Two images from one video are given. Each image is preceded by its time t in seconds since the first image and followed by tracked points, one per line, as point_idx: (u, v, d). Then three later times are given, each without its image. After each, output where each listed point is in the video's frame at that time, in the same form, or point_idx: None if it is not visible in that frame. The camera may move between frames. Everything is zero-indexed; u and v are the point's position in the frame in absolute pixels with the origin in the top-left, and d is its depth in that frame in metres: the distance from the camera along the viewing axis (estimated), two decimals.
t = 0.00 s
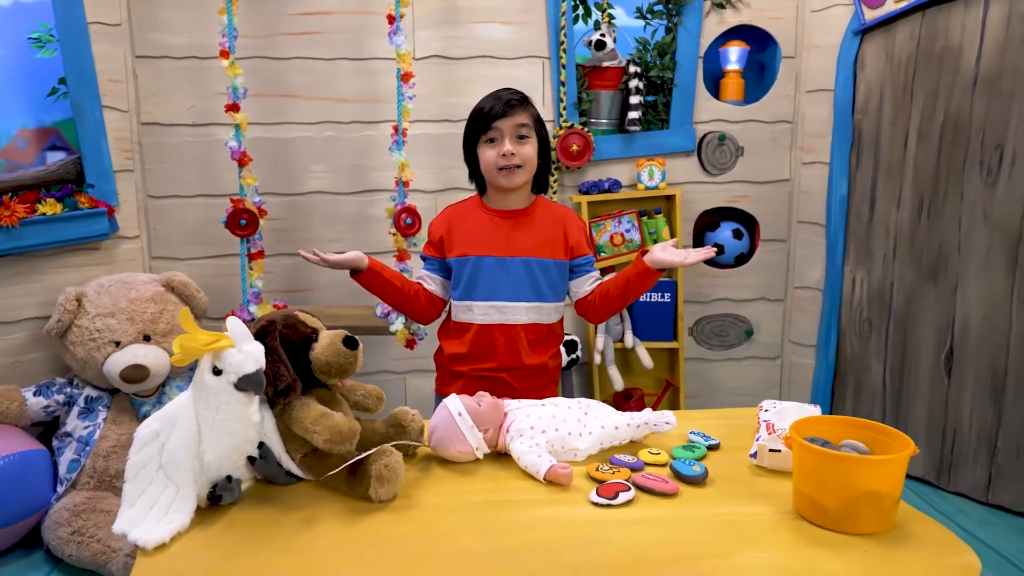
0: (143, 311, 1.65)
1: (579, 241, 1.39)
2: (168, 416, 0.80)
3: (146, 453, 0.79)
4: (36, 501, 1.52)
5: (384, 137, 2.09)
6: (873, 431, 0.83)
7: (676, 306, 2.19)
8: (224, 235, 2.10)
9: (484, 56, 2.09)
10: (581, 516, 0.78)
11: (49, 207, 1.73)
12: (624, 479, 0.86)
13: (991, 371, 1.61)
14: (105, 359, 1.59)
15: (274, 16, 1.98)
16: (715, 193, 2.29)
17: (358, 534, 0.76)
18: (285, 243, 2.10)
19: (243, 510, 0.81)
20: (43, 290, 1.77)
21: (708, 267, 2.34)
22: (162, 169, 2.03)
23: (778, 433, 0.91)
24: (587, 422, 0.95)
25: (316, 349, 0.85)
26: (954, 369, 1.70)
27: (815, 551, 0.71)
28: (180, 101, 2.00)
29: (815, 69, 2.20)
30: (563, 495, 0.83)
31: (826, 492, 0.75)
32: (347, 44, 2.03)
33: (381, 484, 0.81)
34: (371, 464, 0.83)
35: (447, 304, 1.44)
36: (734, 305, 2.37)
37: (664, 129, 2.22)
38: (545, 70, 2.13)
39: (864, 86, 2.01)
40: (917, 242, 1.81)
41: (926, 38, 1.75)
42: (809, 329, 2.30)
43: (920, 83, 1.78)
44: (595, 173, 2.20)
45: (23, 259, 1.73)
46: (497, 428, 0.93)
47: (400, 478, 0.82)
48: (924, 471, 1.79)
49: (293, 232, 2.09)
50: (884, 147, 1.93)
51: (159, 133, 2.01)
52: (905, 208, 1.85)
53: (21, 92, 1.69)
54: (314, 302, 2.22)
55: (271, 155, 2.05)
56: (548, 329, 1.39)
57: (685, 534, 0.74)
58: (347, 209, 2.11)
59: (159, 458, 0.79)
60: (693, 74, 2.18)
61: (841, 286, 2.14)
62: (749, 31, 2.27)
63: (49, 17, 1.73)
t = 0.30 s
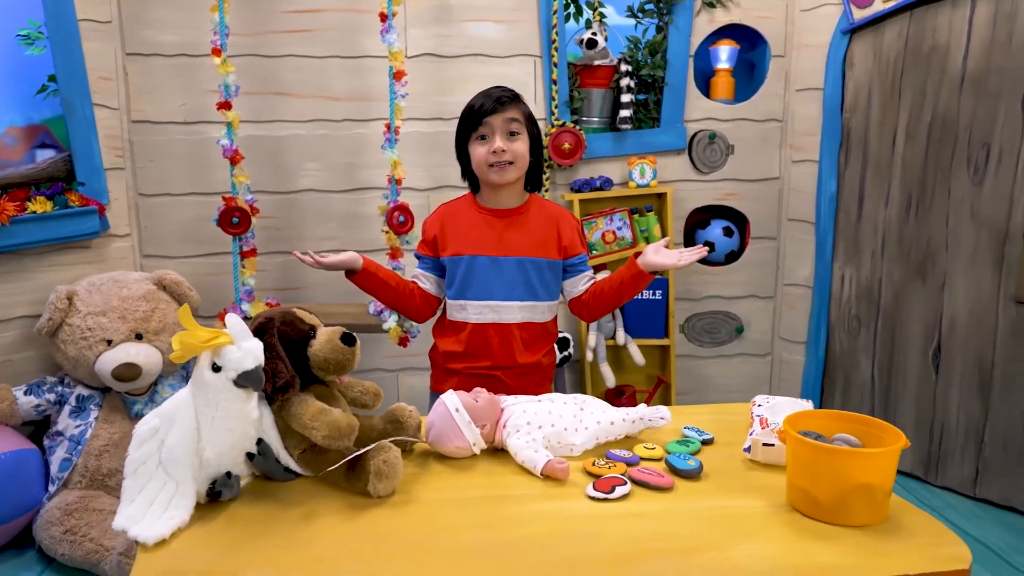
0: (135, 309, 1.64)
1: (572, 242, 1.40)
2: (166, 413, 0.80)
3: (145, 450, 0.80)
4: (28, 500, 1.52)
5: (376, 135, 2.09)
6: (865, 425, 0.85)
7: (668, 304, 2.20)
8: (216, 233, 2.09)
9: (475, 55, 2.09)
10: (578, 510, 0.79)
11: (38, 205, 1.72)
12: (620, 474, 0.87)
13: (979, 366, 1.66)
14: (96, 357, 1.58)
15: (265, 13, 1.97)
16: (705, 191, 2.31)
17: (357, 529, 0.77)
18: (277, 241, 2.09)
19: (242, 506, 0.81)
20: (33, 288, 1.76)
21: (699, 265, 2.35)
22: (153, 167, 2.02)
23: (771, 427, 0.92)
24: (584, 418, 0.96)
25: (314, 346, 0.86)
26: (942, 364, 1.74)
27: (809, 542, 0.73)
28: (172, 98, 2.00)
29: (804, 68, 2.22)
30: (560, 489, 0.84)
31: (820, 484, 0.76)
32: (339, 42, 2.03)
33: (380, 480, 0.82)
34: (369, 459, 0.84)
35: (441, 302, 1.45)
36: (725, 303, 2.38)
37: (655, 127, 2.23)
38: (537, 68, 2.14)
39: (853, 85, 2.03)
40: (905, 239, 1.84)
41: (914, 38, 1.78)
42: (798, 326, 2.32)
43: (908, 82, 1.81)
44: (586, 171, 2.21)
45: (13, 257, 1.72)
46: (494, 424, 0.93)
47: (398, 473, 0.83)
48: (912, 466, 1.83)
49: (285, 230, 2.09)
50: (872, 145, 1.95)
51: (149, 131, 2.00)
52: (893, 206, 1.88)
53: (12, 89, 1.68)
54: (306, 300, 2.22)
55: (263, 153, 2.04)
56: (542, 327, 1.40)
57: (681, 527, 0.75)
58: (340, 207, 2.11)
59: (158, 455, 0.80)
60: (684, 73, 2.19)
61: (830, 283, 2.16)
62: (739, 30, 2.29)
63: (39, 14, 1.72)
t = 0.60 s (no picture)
0: (131, 308, 1.64)
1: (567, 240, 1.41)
2: (171, 410, 0.81)
3: (150, 446, 0.80)
4: (24, 500, 1.52)
5: (372, 133, 2.09)
6: (863, 420, 0.86)
7: (662, 301, 2.21)
8: (212, 232, 2.09)
9: (471, 54, 2.10)
10: (581, 505, 0.80)
11: (34, 204, 1.72)
12: (621, 469, 0.88)
13: (970, 364, 1.68)
14: (92, 357, 1.58)
15: (261, 12, 1.97)
16: (700, 190, 2.32)
17: (363, 524, 0.77)
18: (273, 240, 2.10)
19: (246, 502, 0.82)
20: (28, 287, 1.76)
21: (694, 263, 2.37)
22: (149, 166, 2.00)
23: (769, 422, 0.93)
24: (584, 414, 0.97)
25: (317, 342, 0.87)
26: (934, 362, 1.76)
27: (809, 535, 0.74)
28: (167, 97, 1.99)
29: (798, 68, 2.24)
30: (561, 484, 0.85)
31: (819, 478, 0.77)
32: (335, 41, 2.03)
33: (384, 476, 0.82)
34: (374, 455, 0.84)
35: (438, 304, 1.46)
36: (719, 301, 2.40)
37: (650, 126, 2.24)
38: (532, 67, 2.15)
39: (846, 84, 2.05)
40: (897, 237, 1.86)
41: (906, 38, 1.80)
42: (792, 323, 2.34)
43: (900, 81, 1.82)
44: (582, 170, 2.22)
45: (8, 255, 1.72)
46: (496, 420, 0.94)
47: (402, 469, 0.84)
48: (904, 463, 1.85)
49: (281, 229, 2.09)
50: (865, 144, 1.97)
51: (144, 130, 1.98)
52: (886, 204, 1.90)
53: (8, 87, 1.68)
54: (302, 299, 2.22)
55: (259, 151, 2.04)
56: (540, 327, 1.41)
57: (682, 520, 0.77)
58: (336, 205, 2.11)
59: (163, 451, 0.80)
60: (679, 72, 2.20)
61: (823, 282, 2.18)
62: (733, 30, 2.30)
63: (33, 12, 1.71)
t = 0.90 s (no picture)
0: (128, 307, 1.64)
1: (551, 229, 1.45)
2: (176, 406, 0.81)
3: (155, 443, 0.80)
4: (21, 499, 1.52)
5: (369, 132, 2.09)
6: (862, 414, 0.88)
7: (658, 299, 2.22)
8: (209, 230, 2.08)
9: (468, 53, 2.10)
10: (583, 499, 0.81)
11: (30, 202, 1.72)
12: (622, 463, 0.89)
13: (963, 361, 1.71)
14: (89, 355, 1.58)
15: (258, 11, 1.97)
16: (695, 189, 2.33)
17: (368, 518, 0.78)
18: (270, 239, 2.10)
19: (251, 497, 0.83)
20: (25, 286, 1.76)
21: (689, 261, 2.37)
22: (144, 165, 1.99)
23: (768, 417, 0.95)
24: (585, 409, 0.98)
25: (321, 339, 0.88)
26: (927, 358, 1.79)
27: (809, 528, 0.75)
28: (163, 96, 1.98)
29: (792, 67, 2.25)
30: (564, 479, 0.86)
31: (819, 471, 0.79)
32: (332, 40, 2.03)
33: (388, 471, 0.83)
34: (378, 451, 0.85)
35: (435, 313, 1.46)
36: (714, 298, 2.41)
37: (645, 125, 2.25)
38: (528, 66, 2.15)
39: (840, 84, 2.06)
40: (891, 235, 1.88)
41: (899, 37, 1.81)
42: (787, 321, 2.35)
43: (893, 81, 1.84)
44: (578, 168, 2.23)
45: (5, 254, 1.72)
46: (498, 416, 0.95)
47: (406, 464, 0.85)
48: (897, 459, 1.87)
49: (278, 228, 2.10)
50: (858, 143, 1.99)
51: (140, 129, 1.98)
52: (879, 202, 1.92)
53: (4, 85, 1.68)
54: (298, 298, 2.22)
55: (255, 150, 2.04)
56: (540, 317, 1.45)
57: (684, 513, 0.78)
58: (333, 204, 2.11)
59: (169, 448, 0.81)
60: (675, 71, 2.21)
61: (818, 280, 2.20)
62: (728, 30, 2.31)
63: (28, 11, 1.71)
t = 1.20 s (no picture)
0: (123, 307, 1.61)
1: (529, 227, 1.48)
2: (181, 406, 0.82)
3: (160, 442, 0.81)
4: (15, 501, 1.50)
5: (364, 131, 2.09)
6: (860, 411, 0.89)
7: (653, 298, 2.23)
8: (204, 230, 2.04)
9: (462, 52, 2.11)
10: (586, 496, 0.82)
11: (23, 203, 1.71)
12: (624, 460, 0.90)
13: (954, 358, 1.73)
14: (85, 355, 1.56)
15: (252, 10, 1.97)
16: (689, 188, 2.33)
17: (372, 516, 0.79)
18: (265, 239, 2.09)
19: (255, 496, 0.84)
20: (18, 287, 1.76)
21: (683, 260, 2.38)
22: (139, 165, 1.96)
23: (767, 414, 0.96)
24: (586, 407, 0.99)
25: (324, 338, 0.89)
26: (919, 356, 1.81)
27: (809, 523, 0.76)
28: (157, 95, 1.94)
29: (785, 67, 2.26)
30: (566, 476, 0.87)
31: (819, 467, 0.80)
32: (326, 40, 2.03)
33: (392, 469, 0.84)
34: (382, 449, 0.86)
35: (427, 323, 1.45)
36: (708, 297, 2.41)
37: (639, 125, 2.26)
38: (523, 66, 2.16)
39: (833, 83, 2.08)
40: (882, 234, 1.90)
41: (891, 38, 1.83)
42: (780, 319, 2.37)
43: (885, 81, 1.86)
44: (573, 168, 2.23)
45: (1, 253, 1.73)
46: (500, 414, 0.96)
47: (409, 462, 0.85)
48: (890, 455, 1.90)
49: (273, 227, 2.09)
50: (851, 142, 2.00)
51: (134, 128, 1.94)
52: (871, 201, 1.93)
53: None
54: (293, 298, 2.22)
55: (250, 149, 2.04)
56: (530, 315, 1.49)
57: (686, 510, 0.79)
58: (328, 204, 2.11)
59: (173, 447, 0.81)
60: (668, 70, 2.22)
61: (811, 278, 2.22)
62: (721, 30, 2.32)
63: (21, 10, 1.70)
